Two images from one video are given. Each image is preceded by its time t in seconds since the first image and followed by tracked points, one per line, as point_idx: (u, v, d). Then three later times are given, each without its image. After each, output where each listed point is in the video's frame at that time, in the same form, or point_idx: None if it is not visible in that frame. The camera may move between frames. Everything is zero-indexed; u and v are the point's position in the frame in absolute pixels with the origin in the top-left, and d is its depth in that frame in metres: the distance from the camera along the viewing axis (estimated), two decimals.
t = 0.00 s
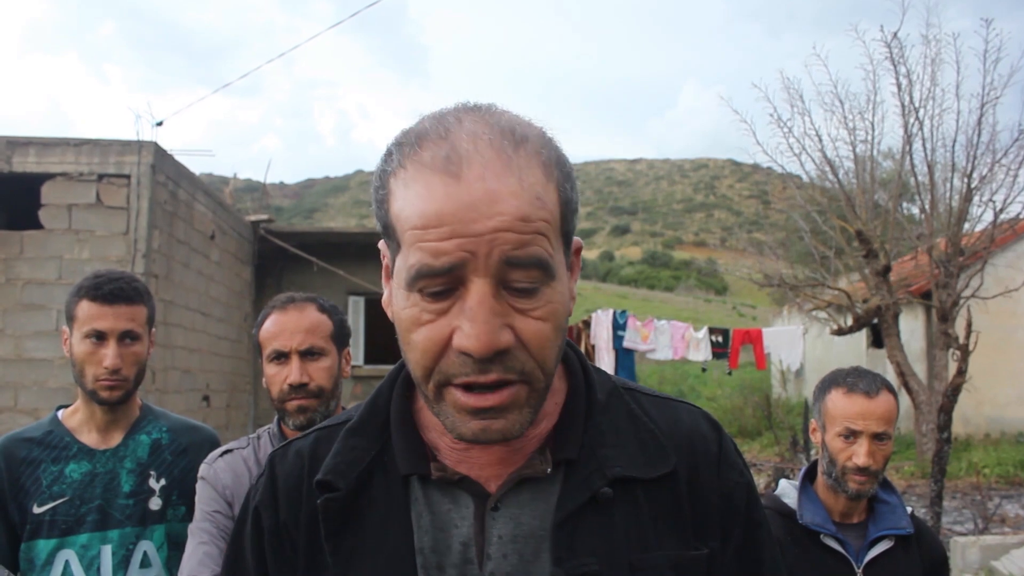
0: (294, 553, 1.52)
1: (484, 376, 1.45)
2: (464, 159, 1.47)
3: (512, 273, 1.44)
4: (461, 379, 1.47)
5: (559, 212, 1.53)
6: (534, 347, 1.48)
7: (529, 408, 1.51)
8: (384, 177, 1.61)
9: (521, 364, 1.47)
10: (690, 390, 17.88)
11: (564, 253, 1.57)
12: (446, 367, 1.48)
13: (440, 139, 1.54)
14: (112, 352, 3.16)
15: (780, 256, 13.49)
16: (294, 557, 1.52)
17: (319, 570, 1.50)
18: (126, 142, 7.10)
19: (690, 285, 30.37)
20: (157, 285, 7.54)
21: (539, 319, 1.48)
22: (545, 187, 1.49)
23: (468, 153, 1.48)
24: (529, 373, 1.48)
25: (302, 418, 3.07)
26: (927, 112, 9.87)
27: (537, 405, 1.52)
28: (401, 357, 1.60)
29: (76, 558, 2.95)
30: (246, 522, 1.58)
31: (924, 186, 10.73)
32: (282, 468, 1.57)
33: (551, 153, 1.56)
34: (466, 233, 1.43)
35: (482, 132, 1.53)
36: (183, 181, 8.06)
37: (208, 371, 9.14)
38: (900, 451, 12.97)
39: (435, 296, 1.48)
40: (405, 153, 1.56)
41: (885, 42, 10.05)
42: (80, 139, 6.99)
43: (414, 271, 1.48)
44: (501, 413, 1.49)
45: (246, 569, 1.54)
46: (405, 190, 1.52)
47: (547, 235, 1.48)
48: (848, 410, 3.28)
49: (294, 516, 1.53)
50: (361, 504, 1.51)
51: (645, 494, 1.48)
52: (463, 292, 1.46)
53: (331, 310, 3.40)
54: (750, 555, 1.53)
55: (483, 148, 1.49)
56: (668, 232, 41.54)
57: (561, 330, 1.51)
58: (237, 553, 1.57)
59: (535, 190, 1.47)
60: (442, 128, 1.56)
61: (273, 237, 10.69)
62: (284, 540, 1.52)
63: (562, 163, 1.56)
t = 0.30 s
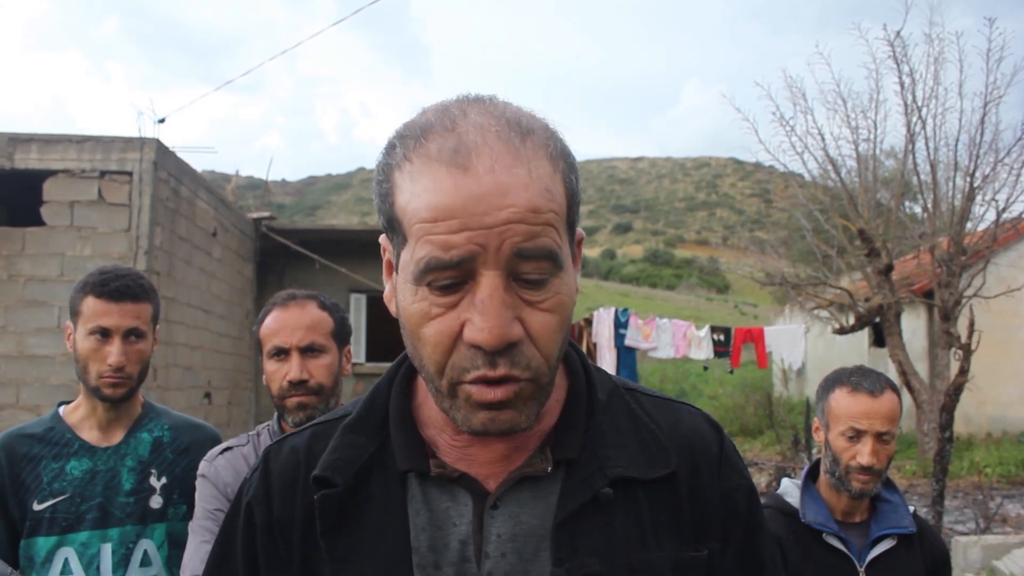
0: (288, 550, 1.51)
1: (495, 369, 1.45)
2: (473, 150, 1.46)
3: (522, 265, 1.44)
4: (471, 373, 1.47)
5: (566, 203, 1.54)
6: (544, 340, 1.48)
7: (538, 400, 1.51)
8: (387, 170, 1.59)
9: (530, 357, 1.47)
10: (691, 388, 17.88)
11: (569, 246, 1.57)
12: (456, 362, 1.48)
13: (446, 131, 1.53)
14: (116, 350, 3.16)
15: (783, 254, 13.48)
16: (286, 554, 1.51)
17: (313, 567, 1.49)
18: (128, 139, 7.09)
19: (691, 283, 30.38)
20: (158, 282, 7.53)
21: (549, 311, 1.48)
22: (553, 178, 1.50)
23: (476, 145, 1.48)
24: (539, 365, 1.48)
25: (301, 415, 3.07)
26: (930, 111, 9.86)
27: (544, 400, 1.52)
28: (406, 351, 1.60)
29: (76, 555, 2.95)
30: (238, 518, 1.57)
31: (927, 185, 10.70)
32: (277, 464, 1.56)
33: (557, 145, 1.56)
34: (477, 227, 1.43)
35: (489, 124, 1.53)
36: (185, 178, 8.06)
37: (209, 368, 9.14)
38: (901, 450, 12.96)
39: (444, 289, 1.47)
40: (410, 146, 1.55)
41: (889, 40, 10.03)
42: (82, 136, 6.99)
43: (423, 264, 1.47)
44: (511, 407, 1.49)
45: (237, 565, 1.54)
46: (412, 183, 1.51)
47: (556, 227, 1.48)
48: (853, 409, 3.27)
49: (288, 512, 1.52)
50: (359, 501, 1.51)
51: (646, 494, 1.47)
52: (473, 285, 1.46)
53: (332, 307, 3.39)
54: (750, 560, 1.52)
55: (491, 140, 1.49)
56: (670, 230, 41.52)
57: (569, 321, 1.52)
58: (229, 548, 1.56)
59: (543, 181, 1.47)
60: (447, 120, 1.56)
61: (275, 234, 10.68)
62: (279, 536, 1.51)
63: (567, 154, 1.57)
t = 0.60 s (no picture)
0: (275, 546, 1.51)
1: (469, 347, 1.45)
2: (439, 132, 1.48)
3: (492, 241, 1.45)
4: (447, 352, 1.46)
5: (536, 183, 1.54)
6: (519, 317, 1.47)
7: (515, 380, 1.51)
8: (360, 162, 1.61)
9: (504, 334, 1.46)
10: (691, 386, 17.89)
11: (542, 227, 1.57)
12: (432, 342, 1.47)
13: (414, 117, 1.55)
14: (117, 346, 3.16)
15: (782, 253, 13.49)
16: (274, 550, 1.51)
17: (300, 562, 1.49)
18: (128, 135, 7.09)
19: (691, 281, 30.37)
20: (158, 278, 7.53)
21: (523, 287, 1.48)
22: (521, 158, 1.50)
23: (443, 127, 1.49)
24: (514, 343, 1.48)
25: (297, 411, 3.06)
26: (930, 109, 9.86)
27: (523, 380, 1.52)
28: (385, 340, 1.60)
29: (77, 553, 2.95)
30: (228, 518, 1.57)
31: (926, 184, 10.70)
32: (265, 462, 1.56)
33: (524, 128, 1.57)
34: (446, 205, 1.43)
35: (455, 108, 1.54)
36: (185, 174, 8.05)
37: (209, 365, 9.14)
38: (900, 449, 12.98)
39: (418, 269, 1.48)
40: (380, 135, 1.57)
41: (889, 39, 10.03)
42: (81, 132, 6.98)
43: (395, 246, 1.48)
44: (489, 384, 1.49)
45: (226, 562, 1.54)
46: (383, 169, 1.52)
47: (525, 205, 1.48)
48: (860, 410, 3.26)
49: (275, 508, 1.52)
50: (344, 495, 1.50)
51: (630, 487, 1.47)
52: (445, 263, 1.46)
53: (330, 303, 3.39)
54: (740, 554, 1.51)
55: (457, 123, 1.50)
56: (670, 228, 41.48)
57: (545, 300, 1.51)
58: (218, 547, 1.56)
59: (510, 159, 1.48)
60: (416, 107, 1.57)
61: (274, 231, 10.68)
62: (267, 532, 1.51)
63: (535, 136, 1.58)
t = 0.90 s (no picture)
0: (269, 546, 1.50)
1: (449, 352, 1.45)
2: (413, 138, 1.48)
3: (468, 245, 1.44)
4: (426, 357, 1.46)
5: (515, 185, 1.53)
6: (499, 321, 1.47)
7: (496, 382, 1.50)
8: (338, 168, 1.61)
9: (484, 338, 1.46)
10: (691, 385, 17.89)
11: (522, 228, 1.56)
12: (412, 347, 1.47)
13: (389, 123, 1.54)
14: (117, 346, 3.15)
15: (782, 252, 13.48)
16: (268, 551, 1.50)
17: (295, 561, 1.48)
18: (128, 135, 7.09)
19: (691, 280, 30.38)
20: (158, 278, 7.53)
21: (502, 291, 1.47)
22: (497, 161, 1.50)
23: (417, 134, 1.49)
24: (494, 347, 1.47)
25: (296, 410, 3.05)
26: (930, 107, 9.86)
27: (504, 382, 1.52)
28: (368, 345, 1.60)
29: (79, 554, 2.94)
30: (221, 518, 1.56)
31: (926, 182, 10.70)
32: (256, 462, 1.55)
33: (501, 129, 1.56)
34: (421, 210, 1.43)
35: (431, 113, 1.54)
36: (184, 174, 8.05)
37: (209, 365, 9.14)
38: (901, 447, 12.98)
39: (396, 275, 1.48)
40: (356, 142, 1.56)
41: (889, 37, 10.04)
42: (81, 132, 6.98)
43: (372, 252, 1.48)
44: (471, 387, 1.49)
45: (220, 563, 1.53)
46: (359, 175, 1.52)
47: (502, 208, 1.48)
48: (865, 409, 3.25)
49: (268, 508, 1.51)
50: (335, 492, 1.50)
51: (625, 477, 1.47)
52: (423, 268, 1.46)
53: (330, 303, 3.38)
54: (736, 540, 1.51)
55: (432, 129, 1.50)
56: (670, 228, 41.47)
57: (524, 303, 1.51)
58: (211, 549, 1.55)
59: (485, 163, 1.48)
60: (391, 112, 1.57)
61: (274, 231, 10.68)
62: (260, 532, 1.51)
63: (513, 137, 1.57)
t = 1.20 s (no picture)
0: (277, 550, 1.50)
1: (442, 335, 1.44)
2: (427, 122, 1.50)
3: (469, 229, 1.45)
4: (421, 340, 1.46)
5: (527, 180, 1.53)
6: (495, 309, 1.46)
7: (492, 373, 1.48)
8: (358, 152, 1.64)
9: (479, 324, 1.45)
10: (691, 386, 17.87)
11: (534, 226, 1.56)
12: (408, 330, 1.47)
13: (408, 108, 1.57)
14: (114, 349, 3.15)
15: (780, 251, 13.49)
16: (276, 554, 1.50)
17: (303, 567, 1.48)
18: (126, 139, 7.07)
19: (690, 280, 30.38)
20: (157, 282, 7.52)
21: (500, 278, 1.46)
22: (509, 152, 1.50)
23: (432, 118, 1.51)
24: (489, 334, 1.46)
25: (296, 414, 3.05)
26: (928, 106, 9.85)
27: (503, 375, 1.50)
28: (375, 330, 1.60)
29: (78, 557, 2.94)
30: (230, 521, 1.56)
31: (924, 181, 10.71)
32: (266, 465, 1.55)
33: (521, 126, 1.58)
34: (425, 190, 1.45)
35: (450, 101, 1.56)
36: (183, 178, 8.04)
37: (208, 369, 9.13)
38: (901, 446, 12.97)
39: (396, 255, 1.49)
40: (376, 126, 1.60)
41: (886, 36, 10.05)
42: (79, 136, 6.96)
43: (375, 230, 1.50)
44: (463, 376, 1.47)
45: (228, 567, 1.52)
46: (373, 154, 1.55)
47: (508, 198, 1.48)
48: (868, 409, 3.25)
49: (277, 511, 1.51)
50: (344, 497, 1.50)
51: (636, 485, 1.46)
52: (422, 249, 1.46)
53: (332, 305, 3.38)
54: (749, 549, 1.51)
55: (448, 116, 1.52)
56: (668, 228, 41.48)
57: (526, 297, 1.49)
58: (219, 552, 1.55)
59: (496, 151, 1.49)
60: (413, 99, 1.60)
61: (273, 234, 10.67)
62: (268, 535, 1.50)
63: (533, 135, 1.58)
